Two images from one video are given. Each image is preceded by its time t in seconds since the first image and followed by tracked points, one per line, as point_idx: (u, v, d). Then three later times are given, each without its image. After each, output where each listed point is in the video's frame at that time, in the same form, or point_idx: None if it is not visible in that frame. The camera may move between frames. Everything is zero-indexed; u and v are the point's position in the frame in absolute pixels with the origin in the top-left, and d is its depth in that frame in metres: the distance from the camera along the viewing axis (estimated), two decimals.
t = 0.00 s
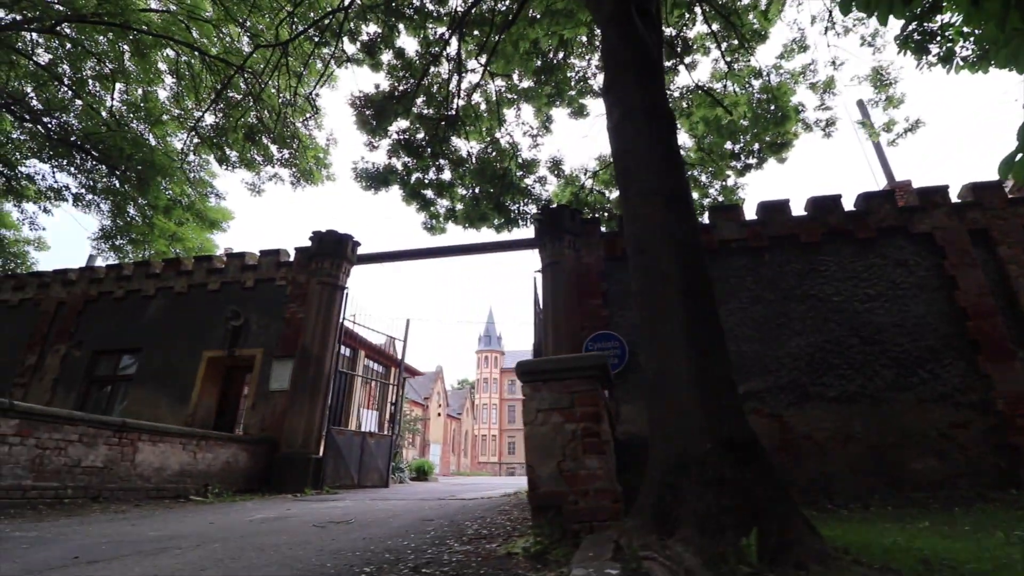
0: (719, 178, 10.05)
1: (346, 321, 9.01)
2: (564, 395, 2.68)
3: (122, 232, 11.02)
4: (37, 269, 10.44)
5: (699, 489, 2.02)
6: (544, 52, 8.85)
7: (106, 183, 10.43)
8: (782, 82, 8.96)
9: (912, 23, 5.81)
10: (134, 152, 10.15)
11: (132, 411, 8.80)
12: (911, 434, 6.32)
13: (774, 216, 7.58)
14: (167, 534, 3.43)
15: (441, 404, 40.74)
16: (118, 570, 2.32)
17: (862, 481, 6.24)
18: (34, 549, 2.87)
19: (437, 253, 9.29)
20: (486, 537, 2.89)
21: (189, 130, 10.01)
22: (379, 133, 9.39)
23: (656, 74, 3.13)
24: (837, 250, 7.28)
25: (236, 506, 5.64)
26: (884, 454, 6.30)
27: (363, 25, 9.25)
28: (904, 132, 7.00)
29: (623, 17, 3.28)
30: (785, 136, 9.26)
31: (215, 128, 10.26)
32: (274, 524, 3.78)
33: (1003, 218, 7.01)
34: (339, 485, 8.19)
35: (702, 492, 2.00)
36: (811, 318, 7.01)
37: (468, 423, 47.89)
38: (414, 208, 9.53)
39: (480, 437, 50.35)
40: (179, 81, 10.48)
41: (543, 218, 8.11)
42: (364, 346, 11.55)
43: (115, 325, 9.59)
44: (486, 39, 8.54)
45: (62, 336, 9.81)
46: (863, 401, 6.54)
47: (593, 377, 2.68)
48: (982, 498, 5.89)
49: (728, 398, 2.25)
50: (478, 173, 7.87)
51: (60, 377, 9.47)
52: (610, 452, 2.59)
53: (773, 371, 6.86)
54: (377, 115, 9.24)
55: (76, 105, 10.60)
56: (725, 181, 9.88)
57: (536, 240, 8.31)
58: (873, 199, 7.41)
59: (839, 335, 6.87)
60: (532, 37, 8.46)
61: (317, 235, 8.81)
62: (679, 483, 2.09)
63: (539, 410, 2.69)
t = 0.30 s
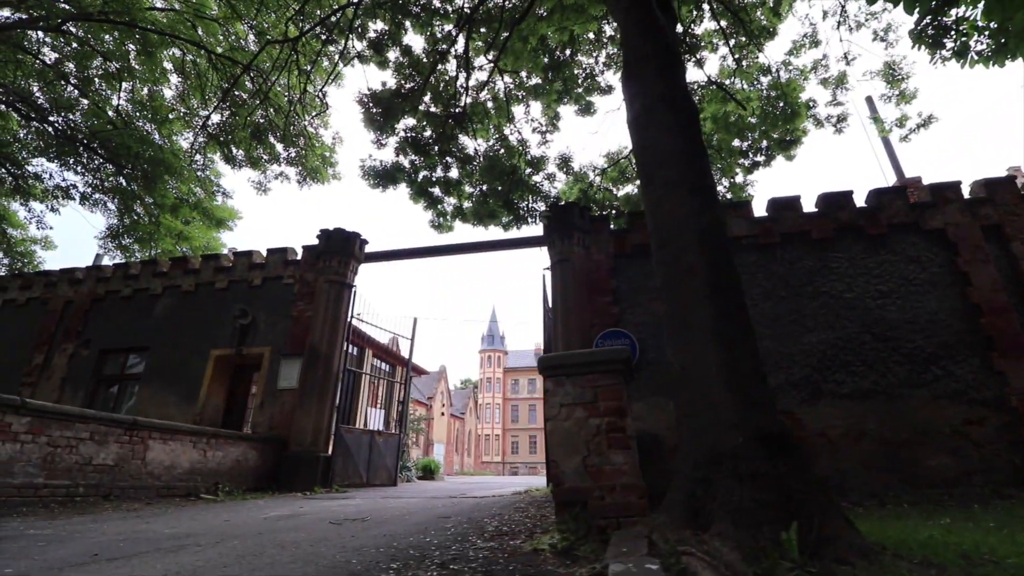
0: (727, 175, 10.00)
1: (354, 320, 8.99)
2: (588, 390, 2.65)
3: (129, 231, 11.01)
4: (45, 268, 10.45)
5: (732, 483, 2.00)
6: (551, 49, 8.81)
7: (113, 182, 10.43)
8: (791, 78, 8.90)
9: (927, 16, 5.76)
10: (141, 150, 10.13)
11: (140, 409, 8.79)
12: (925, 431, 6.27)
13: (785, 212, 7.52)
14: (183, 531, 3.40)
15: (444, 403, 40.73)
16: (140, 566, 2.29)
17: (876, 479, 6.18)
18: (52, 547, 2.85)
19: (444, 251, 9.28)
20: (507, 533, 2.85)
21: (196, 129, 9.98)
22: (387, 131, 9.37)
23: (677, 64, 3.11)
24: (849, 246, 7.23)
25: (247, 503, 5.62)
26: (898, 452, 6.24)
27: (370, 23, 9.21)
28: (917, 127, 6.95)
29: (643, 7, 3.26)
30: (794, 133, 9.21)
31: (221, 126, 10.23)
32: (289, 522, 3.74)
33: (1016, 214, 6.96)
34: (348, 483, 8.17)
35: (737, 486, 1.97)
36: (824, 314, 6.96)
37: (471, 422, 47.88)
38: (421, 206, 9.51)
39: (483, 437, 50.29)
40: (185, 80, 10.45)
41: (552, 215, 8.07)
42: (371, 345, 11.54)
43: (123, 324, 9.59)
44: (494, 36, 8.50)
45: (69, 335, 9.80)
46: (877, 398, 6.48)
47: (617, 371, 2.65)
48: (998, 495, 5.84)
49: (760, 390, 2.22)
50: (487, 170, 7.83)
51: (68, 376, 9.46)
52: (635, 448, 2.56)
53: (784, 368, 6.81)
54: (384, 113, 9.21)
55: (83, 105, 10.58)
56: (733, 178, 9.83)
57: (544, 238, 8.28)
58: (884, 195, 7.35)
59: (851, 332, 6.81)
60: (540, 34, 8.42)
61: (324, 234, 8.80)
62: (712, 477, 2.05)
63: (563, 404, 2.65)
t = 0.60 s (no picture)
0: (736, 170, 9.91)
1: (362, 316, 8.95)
2: (618, 380, 2.58)
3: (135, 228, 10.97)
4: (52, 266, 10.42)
5: (775, 472, 1.96)
6: (560, 44, 8.73)
7: (120, 180, 10.42)
8: (802, 71, 8.81)
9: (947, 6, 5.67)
10: (147, 147, 10.09)
11: (148, 406, 8.75)
12: (943, 426, 6.19)
13: (798, 206, 7.44)
14: (197, 526, 3.33)
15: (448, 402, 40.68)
16: (162, 560, 2.23)
17: (893, 475, 6.10)
18: (70, 541, 2.80)
19: (452, 247, 9.24)
20: (532, 527, 2.79)
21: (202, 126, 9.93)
22: (394, 127, 9.30)
23: (703, 49, 3.07)
24: (863, 240, 7.15)
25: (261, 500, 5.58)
26: (916, 448, 6.16)
27: (377, 18, 9.12)
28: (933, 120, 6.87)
29: None
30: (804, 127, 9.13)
31: (227, 123, 10.16)
32: (304, 517, 3.67)
33: None
34: (357, 481, 8.13)
35: (779, 475, 1.92)
36: (838, 309, 6.88)
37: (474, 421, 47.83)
38: (429, 202, 9.45)
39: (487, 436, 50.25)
40: (191, 78, 10.38)
41: (562, 210, 8.01)
42: (379, 342, 11.50)
43: (130, 321, 9.55)
44: (503, 30, 8.42)
45: (77, 332, 9.77)
46: (893, 393, 6.40)
47: (646, 360, 2.58)
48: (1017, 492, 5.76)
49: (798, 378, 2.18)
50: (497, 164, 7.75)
51: (76, 373, 9.44)
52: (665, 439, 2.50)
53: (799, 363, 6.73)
54: (391, 109, 9.12)
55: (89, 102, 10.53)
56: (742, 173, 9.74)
57: (554, 233, 8.22)
58: (899, 188, 7.27)
59: (866, 327, 6.73)
60: (550, 28, 8.33)
61: (332, 230, 8.75)
62: (751, 467, 2.01)
63: (591, 395, 2.59)
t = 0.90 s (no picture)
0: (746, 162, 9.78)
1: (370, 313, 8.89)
2: (644, 369, 2.50)
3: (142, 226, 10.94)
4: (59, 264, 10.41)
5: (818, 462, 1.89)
6: (567, 37, 8.49)
7: (126, 178, 10.35)
8: (814, 63, 8.70)
9: None
10: (153, 145, 10.04)
11: (157, 404, 8.72)
12: (963, 420, 6.08)
13: (812, 198, 7.33)
14: (212, 521, 3.26)
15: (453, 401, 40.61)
16: (179, 555, 2.16)
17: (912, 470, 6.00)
18: (85, 536, 2.74)
19: (460, 243, 9.17)
20: (555, 520, 2.71)
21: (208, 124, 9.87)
22: (401, 123, 9.21)
23: (728, 28, 2.99)
24: (879, 232, 7.03)
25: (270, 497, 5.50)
26: (935, 442, 6.04)
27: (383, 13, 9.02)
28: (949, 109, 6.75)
29: None
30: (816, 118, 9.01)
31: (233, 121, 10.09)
32: (320, 512, 3.61)
33: None
34: (366, 478, 8.11)
35: (823, 464, 1.86)
36: (854, 302, 6.77)
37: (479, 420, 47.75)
38: (436, 197, 9.39)
39: (492, 435, 50.24)
40: (196, 76, 10.32)
41: (571, 205, 7.92)
42: (386, 339, 11.45)
43: (138, 319, 9.52)
44: (511, 24, 8.31)
45: (84, 330, 9.75)
46: (911, 386, 6.29)
47: (675, 349, 2.49)
48: None
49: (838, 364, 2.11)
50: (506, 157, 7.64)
51: (83, 371, 9.42)
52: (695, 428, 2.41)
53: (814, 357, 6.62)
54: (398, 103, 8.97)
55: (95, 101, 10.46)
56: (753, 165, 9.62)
57: (563, 227, 8.15)
58: (914, 179, 7.16)
59: (882, 320, 6.63)
60: (558, 21, 8.21)
61: (339, 226, 8.70)
62: (793, 456, 1.94)
63: (618, 384, 2.51)
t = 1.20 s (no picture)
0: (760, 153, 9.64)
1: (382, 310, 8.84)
2: (677, 360, 2.40)
3: (153, 227, 10.96)
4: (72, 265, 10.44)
5: (873, 455, 1.79)
6: (577, 30, 8.30)
7: (137, 179, 10.34)
8: (829, 52, 8.54)
9: None
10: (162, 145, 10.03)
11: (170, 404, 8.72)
12: (991, 415, 5.91)
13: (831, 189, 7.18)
14: (231, 520, 3.19)
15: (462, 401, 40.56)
16: (201, 554, 2.08)
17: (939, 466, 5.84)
18: (103, 535, 2.69)
19: (472, 239, 9.10)
20: (583, 518, 2.62)
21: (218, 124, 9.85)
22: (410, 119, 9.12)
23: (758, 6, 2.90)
24: (900, 223, 6.87)
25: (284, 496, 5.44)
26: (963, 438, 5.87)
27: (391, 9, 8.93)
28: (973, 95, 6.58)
29: None
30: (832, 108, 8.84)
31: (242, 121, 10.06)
32: (340, 510, 3.54)
33: None
34: (379, 477, 8.06)
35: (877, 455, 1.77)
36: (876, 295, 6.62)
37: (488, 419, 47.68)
38: (446, 194, 9.31)
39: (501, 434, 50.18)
40: (205, 77, 10.30)
41: (584, 200, 7.82)
42: (396, 338, 11.38)
43: (150, 319, 9.53)
44: (521, 17, 8.19)
45: (98, 331, 9.77)
46: (937, 380, 6.13)
47: (709, 339, 2.39)
48: None
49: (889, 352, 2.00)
50: (518, 151, 7.53)
51: (97, 372, 9.44)
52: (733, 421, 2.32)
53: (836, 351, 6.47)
54: (406, 99, 8.79)
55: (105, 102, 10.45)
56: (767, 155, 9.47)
57: (576, 222, 8.04)
58: (936, 168, 6.99)
59: (906, 312, 6.47)
60: (568, 13, 8.07)
61: (350, 223, 8.65)
62: (844, 448, 1.86)
63: (649, 376, 2.41)
